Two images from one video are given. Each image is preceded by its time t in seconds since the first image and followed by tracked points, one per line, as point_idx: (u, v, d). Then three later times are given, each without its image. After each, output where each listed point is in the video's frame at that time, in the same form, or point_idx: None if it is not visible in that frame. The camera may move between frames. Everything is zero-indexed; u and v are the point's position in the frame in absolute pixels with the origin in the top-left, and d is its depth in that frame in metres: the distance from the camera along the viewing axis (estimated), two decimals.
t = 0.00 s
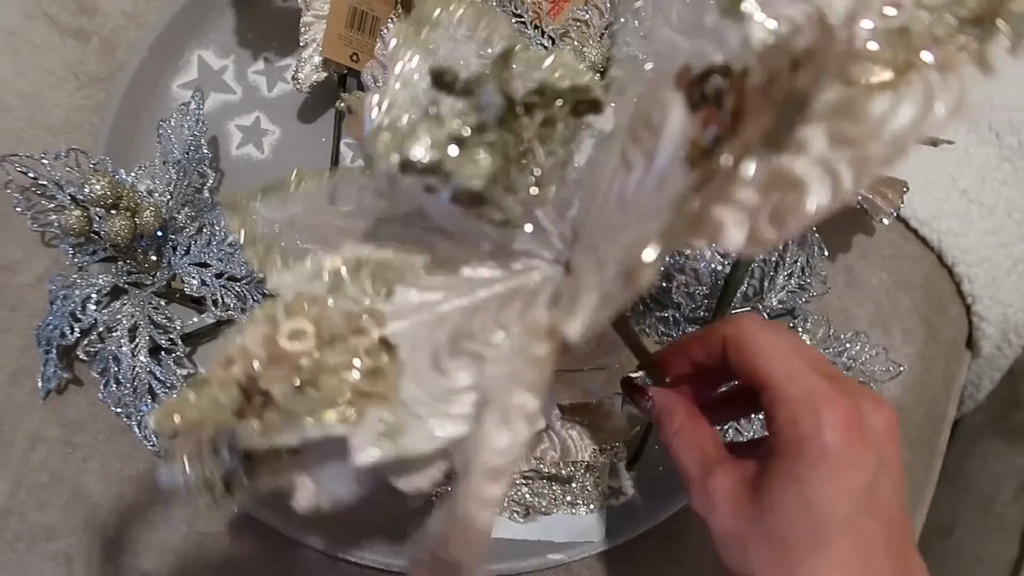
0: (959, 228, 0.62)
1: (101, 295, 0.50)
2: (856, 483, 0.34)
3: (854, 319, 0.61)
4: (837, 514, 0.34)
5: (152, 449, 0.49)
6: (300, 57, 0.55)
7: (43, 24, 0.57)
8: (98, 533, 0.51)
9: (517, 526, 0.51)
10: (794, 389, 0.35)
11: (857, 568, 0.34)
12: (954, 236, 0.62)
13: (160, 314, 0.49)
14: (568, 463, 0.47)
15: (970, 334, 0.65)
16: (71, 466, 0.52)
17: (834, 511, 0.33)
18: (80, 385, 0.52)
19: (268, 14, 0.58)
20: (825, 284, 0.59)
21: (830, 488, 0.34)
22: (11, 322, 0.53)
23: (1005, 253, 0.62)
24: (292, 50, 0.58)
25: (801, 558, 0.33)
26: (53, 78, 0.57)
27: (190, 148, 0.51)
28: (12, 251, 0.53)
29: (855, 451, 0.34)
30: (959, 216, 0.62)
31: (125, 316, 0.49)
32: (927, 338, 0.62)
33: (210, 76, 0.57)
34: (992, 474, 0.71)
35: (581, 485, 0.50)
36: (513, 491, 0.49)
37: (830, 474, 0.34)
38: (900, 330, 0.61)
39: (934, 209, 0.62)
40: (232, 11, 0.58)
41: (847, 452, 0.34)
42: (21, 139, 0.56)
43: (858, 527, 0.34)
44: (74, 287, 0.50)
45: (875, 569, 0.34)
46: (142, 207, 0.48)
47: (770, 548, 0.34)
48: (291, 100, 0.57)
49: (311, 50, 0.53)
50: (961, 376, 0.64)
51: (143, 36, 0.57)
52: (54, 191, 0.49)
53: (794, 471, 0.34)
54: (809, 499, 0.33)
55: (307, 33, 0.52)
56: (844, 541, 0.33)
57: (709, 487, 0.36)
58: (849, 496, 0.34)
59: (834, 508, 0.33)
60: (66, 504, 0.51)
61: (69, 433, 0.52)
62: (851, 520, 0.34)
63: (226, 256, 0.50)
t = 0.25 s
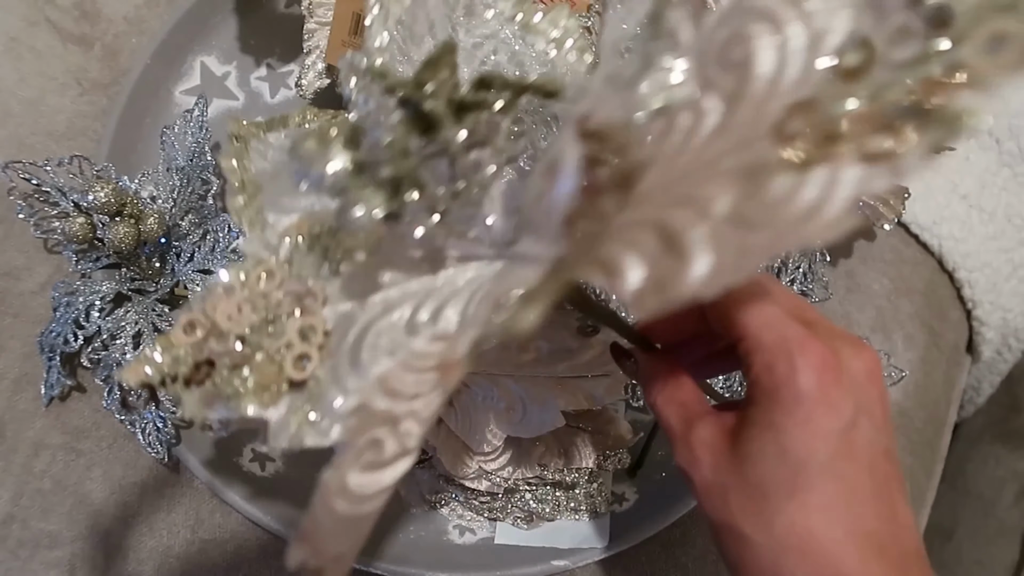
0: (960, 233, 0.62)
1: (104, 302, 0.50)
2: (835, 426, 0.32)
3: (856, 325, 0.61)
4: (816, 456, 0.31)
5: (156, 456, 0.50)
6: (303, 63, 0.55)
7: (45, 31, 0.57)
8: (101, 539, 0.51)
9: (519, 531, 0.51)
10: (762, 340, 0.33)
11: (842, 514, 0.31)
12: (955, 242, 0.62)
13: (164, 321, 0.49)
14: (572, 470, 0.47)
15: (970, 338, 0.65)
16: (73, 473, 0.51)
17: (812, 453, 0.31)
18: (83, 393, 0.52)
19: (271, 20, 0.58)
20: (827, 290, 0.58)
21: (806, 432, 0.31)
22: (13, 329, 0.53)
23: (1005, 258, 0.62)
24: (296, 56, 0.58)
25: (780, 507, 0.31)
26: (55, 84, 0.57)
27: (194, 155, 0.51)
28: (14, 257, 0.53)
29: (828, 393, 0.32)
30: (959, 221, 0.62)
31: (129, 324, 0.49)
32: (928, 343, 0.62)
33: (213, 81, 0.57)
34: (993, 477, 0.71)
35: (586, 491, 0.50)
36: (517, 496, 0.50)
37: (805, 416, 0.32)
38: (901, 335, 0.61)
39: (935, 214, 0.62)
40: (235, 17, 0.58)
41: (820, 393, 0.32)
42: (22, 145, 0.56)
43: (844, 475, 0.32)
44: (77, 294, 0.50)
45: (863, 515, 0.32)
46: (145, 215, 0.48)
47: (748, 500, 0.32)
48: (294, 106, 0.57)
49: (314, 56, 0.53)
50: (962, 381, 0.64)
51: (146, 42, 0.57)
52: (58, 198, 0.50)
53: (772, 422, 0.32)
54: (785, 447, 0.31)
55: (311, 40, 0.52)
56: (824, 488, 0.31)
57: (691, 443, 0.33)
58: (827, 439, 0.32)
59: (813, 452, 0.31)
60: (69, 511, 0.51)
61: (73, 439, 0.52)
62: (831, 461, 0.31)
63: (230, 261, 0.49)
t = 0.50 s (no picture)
0: (964, 237, 0.62)
1: (99, 307, 0.49)
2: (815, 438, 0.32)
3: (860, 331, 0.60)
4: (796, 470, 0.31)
5: (150, 464, 0.49)
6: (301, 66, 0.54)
7: (41, 33, 0.57)
8: (94, 548, 0.50)
9: (518, 540, 0.50)
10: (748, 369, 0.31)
11: (821, 519, 0.31)
12: (959, 246, 0.61)
13: (159, 326, 0.49)
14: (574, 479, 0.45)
15: (974, 343, 0.65)
16: (68, 480, 0.51)
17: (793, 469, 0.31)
18: (77, 398, 0.51)
19: (269, 20, 0.57)
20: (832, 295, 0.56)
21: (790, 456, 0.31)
22: (7, 334, 0.52)
23: (1008, 262, 0.62)
24: (294, 58, 0.57)
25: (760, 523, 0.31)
26: (51, 87, 0.56)
27: (191, 158, 0.50)
28: (9, 262, 0.53)
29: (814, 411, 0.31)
30: (963, 225, 0.61)
31: (124, 329, 0.49)
32: (932, 349, 0.61)
33: (210, 85, 0.57)
34: (995, 484, 0.71)
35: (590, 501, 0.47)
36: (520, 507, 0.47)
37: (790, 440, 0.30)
38: (905, 340, 0.61)
39: (939, 219, 0.61)
40: (233, 19, 0.57)
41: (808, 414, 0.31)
42: (18, 149, 0.55)
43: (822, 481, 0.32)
44: (72, 299, 0.49)
45: (840, 516, 0.32)
46: (141, 218, 0.48)
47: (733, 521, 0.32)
48: (292, 109, 0.57)
49: (312, 59, 0.52)
50: (965, 387, 0.64)
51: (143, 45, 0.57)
52: (53, 202, 0.49)
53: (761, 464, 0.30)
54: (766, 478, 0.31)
55: (309, 42, 0.52)
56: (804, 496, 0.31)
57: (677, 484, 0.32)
58: (808, 451, 0.31)
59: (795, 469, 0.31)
60: (63, 518, 0.51)
61: (67, 446, 0.51)
62: (810, 471, 0.31)
63: (226, 267, 0.49)
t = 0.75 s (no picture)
0: (970, 232, 0.61)
1: (93, 298, 0.48)
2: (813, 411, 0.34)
3: (865, 327, 0.59)
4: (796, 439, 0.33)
5: (144, 458, 0.48)
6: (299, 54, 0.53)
7: (34, 20, 0.56)
8: (88, 544, 0.50)
9: (518, 535, 0.50)
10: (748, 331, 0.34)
11: (825, 494, 0.33)
12: (965, 241, 0.61)
13: (154, 318, 0.48)
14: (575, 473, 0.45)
15: (979, 339, 0.64)
16: (61, 475, 0.50)
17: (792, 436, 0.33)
18: (70, 391, 0.50)
19: (268, 8, 0.57)
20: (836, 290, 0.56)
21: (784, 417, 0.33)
22: None
23: (1015, 257, 0.61)
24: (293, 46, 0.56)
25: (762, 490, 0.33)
26: (44, 74, 0.55)
27: (186, 146, 0.49)
28: None
29: (809, 377, 0.34)
30: (969, 219, 0.61)
31: (118, 320, 0.48)
32: (937, 344, 0.61)
33: (207, 73, 0.56)
34: (996, 480, 0.70)
35: (588, 494, 0.48)
36: (520, 499, 0.47)
37: (781, 398, 0.33)
38: (910, 336, 0.60)
39: (944, 213, 0.60)
40: (229, 8, 0.57)
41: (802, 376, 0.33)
42: (10, 137, 0.54)
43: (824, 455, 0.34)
44: (65, 290, 0.48)
45: (847, 493, 0.33)
46: (136, 207, 0.47)
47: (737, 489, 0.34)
48: (290, 99, 0.56)
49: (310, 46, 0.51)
50: (971, 383, 0.63)
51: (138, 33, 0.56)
52: (46, 191, 0.48)
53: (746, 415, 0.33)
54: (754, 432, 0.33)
55: (308, 29, 0.51)
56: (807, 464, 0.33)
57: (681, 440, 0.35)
58: (806, 419, 0.33)
59: (792, 431, 0.33)
60: (56, 513, 0.50)
61: (59, 440, 0.50)
62: (812, 444, 0.33)
63: (222, 258, 0.48)
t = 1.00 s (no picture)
0: (963, 230, 0.62)
1: (112, 284, 0.50)
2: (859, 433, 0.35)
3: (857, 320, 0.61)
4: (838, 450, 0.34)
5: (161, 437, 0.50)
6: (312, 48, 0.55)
7: (51, 10, 0.57)
8: (106, 521, 0.51)
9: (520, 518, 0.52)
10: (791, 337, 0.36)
11: (872, 507, 0.34)
12: (957, 238, 0.62)
13: (172, 304, 0.50)
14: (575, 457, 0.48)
15: (970, 334, 0.66)
16: (79, 454, 0.52)
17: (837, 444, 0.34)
18: (89, 372, 0.52)
19: (281, 3, 0.58)
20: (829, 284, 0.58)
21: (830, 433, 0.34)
22: (19, 309, 0.53)
23: (1006, 256, 0.63)
24: (305, 40, 0.58)
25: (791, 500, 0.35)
26: (61, 65, 0.57)
27: (204, 138, 0.51)
28: (20, 238, 0.53)
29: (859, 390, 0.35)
30: (962, 218, 0.62)
31: (137, 305, 0.50)
32: (929, 339, 0.62)
33: (221, 65, 0.57)
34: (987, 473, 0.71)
35: (587, 479, 0.51)
36: (521, 482, 0.51)
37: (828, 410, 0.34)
38: (902, 331, 0.62)
39: (938, 211, 0.62)
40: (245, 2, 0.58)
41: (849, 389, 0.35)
42: (30, 126, 0.56)
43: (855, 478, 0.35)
44: (85, 276, 0.50)
45: (896, 504, 0.35)
46: (155, 197, 0.48)
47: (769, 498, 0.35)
48: (301, 92, 0.57)
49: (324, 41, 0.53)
50: (960, 376, 0.65)
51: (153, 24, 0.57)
52: (66, 179, 0.50)
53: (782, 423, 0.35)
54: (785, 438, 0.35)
55: (320, 25, 0.52)
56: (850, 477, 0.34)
57: (717, 436, 0.37)
58: (863, 429, 0.35)
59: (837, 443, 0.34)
60: (74, 490, 0.52)
61: (79, 420, 0.52)
62: (864, 451, 0.34)
63: (238, 247, 0.50)
